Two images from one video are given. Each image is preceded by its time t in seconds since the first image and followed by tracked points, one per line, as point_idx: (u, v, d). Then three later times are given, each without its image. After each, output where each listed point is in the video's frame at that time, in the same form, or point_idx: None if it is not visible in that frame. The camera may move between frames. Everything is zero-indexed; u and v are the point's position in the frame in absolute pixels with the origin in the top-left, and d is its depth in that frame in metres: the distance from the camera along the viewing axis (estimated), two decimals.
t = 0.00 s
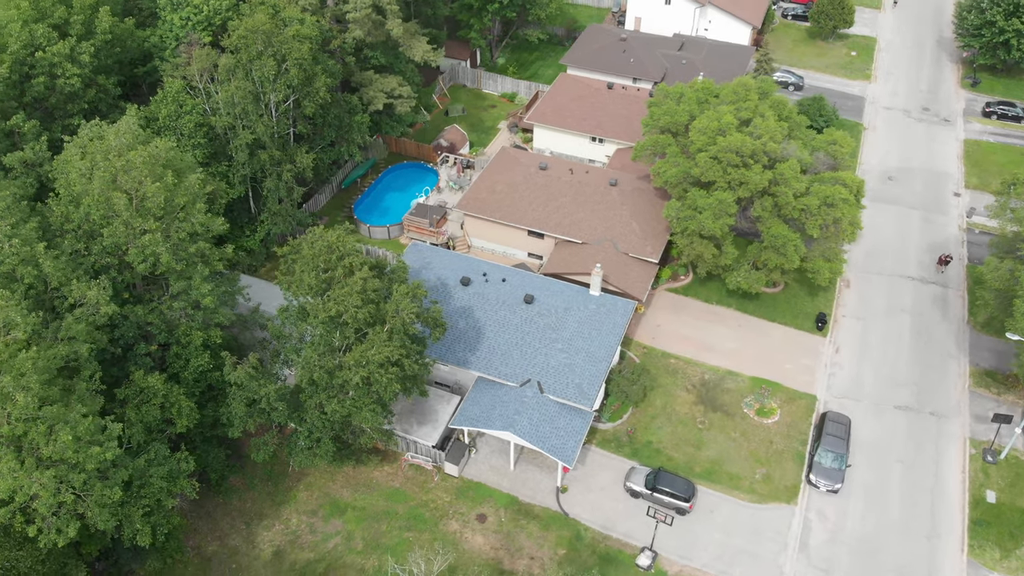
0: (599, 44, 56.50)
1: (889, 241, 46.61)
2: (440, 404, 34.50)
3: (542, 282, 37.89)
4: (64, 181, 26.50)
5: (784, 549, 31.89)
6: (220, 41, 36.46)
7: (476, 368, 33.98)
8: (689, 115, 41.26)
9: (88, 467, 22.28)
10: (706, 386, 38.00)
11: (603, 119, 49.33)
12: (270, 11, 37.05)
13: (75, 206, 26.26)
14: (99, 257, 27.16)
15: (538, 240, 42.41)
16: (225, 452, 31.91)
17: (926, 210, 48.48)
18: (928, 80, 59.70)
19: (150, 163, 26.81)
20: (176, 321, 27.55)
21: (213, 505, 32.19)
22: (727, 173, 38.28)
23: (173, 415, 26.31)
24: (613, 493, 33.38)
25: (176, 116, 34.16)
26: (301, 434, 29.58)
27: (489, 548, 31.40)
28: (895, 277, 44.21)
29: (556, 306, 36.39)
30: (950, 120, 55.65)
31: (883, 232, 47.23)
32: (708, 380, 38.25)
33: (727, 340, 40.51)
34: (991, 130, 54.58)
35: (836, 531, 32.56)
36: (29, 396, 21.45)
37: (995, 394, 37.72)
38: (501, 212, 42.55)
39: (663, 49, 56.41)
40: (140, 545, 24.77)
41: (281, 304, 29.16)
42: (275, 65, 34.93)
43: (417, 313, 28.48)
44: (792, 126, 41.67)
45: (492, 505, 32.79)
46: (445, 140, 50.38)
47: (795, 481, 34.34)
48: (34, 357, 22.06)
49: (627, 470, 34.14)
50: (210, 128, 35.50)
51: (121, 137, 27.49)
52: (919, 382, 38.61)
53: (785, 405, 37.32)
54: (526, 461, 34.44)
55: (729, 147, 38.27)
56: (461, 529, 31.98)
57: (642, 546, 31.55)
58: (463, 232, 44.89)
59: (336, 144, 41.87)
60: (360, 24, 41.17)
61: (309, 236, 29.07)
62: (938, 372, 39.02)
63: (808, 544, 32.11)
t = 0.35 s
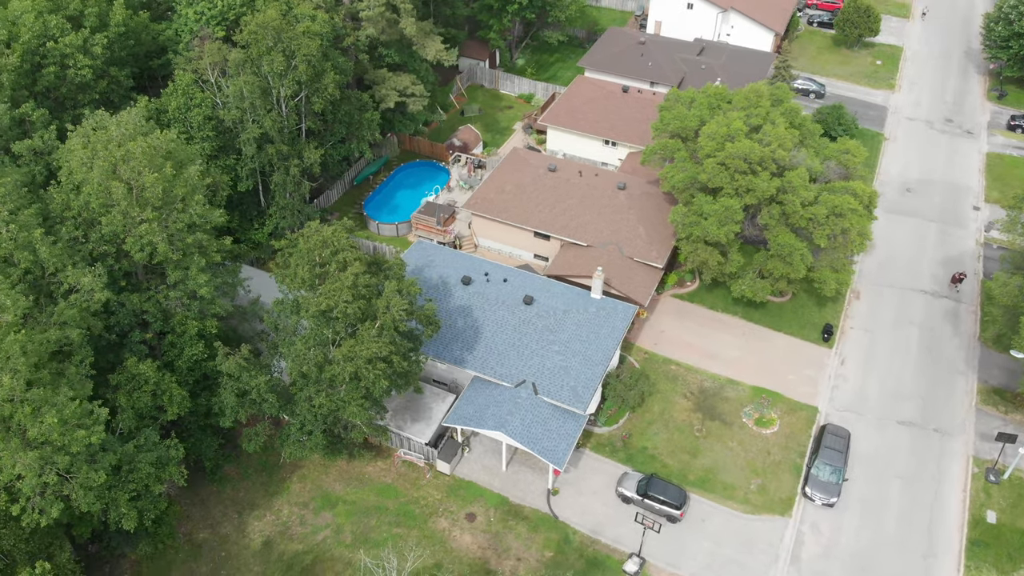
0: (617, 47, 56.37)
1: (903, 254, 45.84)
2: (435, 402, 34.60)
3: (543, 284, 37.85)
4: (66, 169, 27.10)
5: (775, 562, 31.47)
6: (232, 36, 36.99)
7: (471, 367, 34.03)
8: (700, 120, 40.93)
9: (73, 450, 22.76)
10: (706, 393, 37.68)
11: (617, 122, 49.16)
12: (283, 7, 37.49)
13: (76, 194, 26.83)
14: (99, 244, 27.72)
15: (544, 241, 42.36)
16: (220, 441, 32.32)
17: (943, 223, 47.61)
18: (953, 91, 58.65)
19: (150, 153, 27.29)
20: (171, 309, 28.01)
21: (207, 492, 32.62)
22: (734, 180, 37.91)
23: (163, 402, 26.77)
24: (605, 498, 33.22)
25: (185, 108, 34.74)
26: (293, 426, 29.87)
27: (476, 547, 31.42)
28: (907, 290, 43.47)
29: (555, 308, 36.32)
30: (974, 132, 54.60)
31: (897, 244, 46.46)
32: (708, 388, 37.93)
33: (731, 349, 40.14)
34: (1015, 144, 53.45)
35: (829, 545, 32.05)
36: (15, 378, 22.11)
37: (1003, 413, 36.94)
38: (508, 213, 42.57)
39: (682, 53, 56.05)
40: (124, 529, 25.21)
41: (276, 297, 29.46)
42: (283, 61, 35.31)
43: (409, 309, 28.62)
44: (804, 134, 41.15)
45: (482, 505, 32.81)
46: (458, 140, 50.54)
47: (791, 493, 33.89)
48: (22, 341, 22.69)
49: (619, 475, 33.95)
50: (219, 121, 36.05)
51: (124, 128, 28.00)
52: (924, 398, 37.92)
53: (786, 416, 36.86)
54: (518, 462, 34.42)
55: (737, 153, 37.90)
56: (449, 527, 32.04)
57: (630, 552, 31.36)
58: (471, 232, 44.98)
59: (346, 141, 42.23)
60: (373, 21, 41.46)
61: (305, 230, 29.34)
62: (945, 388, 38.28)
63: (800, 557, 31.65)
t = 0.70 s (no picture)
0: (637, 50, 56.17)
1: (917, 267, 44.99)
2: (429, 399, 34.76)
3: (544, 285, 37.80)
4: (70, 156, 27.72)
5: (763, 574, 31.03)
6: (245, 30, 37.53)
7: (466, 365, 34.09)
8: (710, 126, 40.54)
9: (57, 430, 23.27)
10: (704, 402, 37.34)
11: (631, 126, 48.95)
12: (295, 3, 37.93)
13: (77, 181, 27.44)
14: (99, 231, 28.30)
15: (550, 243, 42.31)
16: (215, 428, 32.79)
17: (961, 238, 46.64)
18: (981, 103, 57.44)
19: (150, 143, 27.80)
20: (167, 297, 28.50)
21: (201, 479, 33.13)
22: (742, 187, 37.50)
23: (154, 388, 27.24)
24: (594, 502, 33.06)
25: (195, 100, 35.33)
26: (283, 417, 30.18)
27: (462, 545, 31.45)
28: (919, 305, 42.67)
29: (554, 310, 36.26)
30: (999, 146, 53.41)
31: (912, 257, 45.62)
32: (707, 397, 37.58)
33: (733, 357, 39.74)
34: None
35: (820, 560, 31.54)
36: (4, 358, 22.70)
37: (1009, 434, 36.10)
38: (515, 213, 42.59)
39: (702, 58, 55.59)
40: (110, 510, 25.68)
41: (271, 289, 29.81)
42: (292, 56, 35.70)
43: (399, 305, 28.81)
44: (817, 142, 40.53)
45: (471, 504, 32.85)
46: (472, 139, 50.70)
47: (784, 506, 33.40)
48: (12, 322, 23.27)
49: (611, 480, 33.75)
50: (228, 114, 36.59)
51: (127, 117, 28.57)
52: (929, 415, 37.17)
53: (785, 428, 36.36)
54: (510, 462, 34.42)
55: (745, 159, 37.46)
56: (437, 524, 32.12)
57: (616, 558, 31.15)
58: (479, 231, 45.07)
59: (356, 137, 42.58)
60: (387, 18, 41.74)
61: (301, 224, 29.64)
62: (951, 406, 37.50)
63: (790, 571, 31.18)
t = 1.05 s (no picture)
0: (656, 54, 55.90)
1: (930, 280, 44.22)
2: (424, 396, 34.88)
3: (545, 287, 37.79)
4: (73, 145, 28.33)
5: None
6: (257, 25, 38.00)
7: (462, 364, 34.20)
8: (720, 131, 40.21)
9: (46, 414, 23.74)
10: (702, 409, 37.05)
11: (644, 129, 48.71)
12: None
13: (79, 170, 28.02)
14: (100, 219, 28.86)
15: (556, 244, 42.26)
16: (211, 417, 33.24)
17: (978, 251, 45.75)
18: (1006, 115, 56.29)
19: (152, 134, 28.30)
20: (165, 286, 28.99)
21: (197, 467, 33.61)
22: (748, 194, 37.14)
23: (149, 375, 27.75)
24: (584, 506, 32.94)
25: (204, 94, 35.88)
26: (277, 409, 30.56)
27: (449, 542, 31.53)
28: (929, 318, 41.93)
29: (553, 312, 36.22)
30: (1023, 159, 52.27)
31: (925, 269, 44.84)
32: (705, 404, 37.29)
33: (735, 365, 39.40)
34: None
35: (811, 573, 31.11)
36: None
37: (1014, 452, 35.35)
38: (522, 213, 42.63)
39: (721, 62, 55.15)
40: (98, 493, 26.15)
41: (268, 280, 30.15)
42: (300, 51, 36.02)
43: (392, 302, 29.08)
44: (828, 150, 39.98)
45: (461, 502, 32.92)
46: (485, 139, 50.75)
47: (777, 517, 33.00)
48: (5, 306, 23.79)
49: (602, 484, 33.62)
50: (238, 108, 37.08)
51: (131, 108, 29.11)
52: (932, 430, 36.52)
53: (783, 438, 35.94)
54: (502, 462, 34.44)
55: (751, 165, 37.05)
56: (426, 521, 32.24)
57: (603, 563, 31.01)
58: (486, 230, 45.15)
59: (366, 133, 42.87)
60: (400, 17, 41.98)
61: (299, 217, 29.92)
62: (956, 422, 36.82)
63: None
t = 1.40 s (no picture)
0: (676, 58, 55.54)
1: (943, 295, 43.36)
2: (418, 392, 35.06)
3: (546, 288, 37.75)
4: (78, 133, 28.99)
5: None
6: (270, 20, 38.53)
7: (457, 362, 34.30)
8: (730, 137, 39.82)
9: (36, 394, 24.32)
10: (699, 416, 36.75)
11: (659, 133, 48.42)
12: None
13: (83, 158, 28.67)
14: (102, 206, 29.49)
15: (561, 246, 42.20)
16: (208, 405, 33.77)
17: (994, 267, 44.75)
18: None
19: (153, 125, 28.86)
20: (162, 274, 29.52)
21: (192, 453, 34.16)
22: (754, 201, 36.70)
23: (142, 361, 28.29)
24: (572, 509, 32.85)
25: (215, 87, 36.48)
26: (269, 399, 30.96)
27: (435, 539, 31.65)
28: (939, 334, 41.11)
29: (552, 313, 36.18)
30: None
31: (939, 284, 43.98)
32: (703, 411, 36.97)
33: (736, 374, 39.00)
34: None
35: None
36: None
37: (1017, 474, 34.52)
38: (529, 214, 42.64)
39: (741, 67, 54.61)
40: (87, 474, 26.70)
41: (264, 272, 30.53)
42: (310, 47, 36.40)
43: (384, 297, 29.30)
44: (840, 159, 39.38)
45: (449, 499, 33.04)
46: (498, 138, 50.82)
47: (768, 528, 32.58)
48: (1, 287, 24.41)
49: (592, 488, 33.48)
50: (248, 101, 37.62)
51: (136, 98, 29.70)
52: (934, 448, 35.81)
53: (780, 449, 35.50)
54: (493, 461, 34.48)
55: (758, 172, 36.61)
56: (413, 516, 32.40)
57: (587, 567, 30.88)
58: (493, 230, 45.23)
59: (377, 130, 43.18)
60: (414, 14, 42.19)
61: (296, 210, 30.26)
62: (959, 440, 36.06)
63: None
